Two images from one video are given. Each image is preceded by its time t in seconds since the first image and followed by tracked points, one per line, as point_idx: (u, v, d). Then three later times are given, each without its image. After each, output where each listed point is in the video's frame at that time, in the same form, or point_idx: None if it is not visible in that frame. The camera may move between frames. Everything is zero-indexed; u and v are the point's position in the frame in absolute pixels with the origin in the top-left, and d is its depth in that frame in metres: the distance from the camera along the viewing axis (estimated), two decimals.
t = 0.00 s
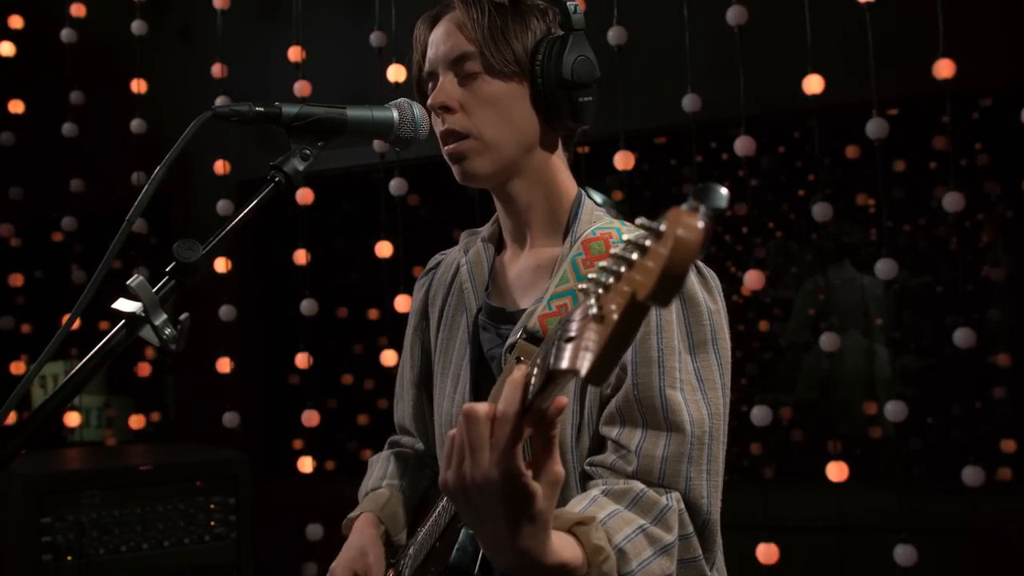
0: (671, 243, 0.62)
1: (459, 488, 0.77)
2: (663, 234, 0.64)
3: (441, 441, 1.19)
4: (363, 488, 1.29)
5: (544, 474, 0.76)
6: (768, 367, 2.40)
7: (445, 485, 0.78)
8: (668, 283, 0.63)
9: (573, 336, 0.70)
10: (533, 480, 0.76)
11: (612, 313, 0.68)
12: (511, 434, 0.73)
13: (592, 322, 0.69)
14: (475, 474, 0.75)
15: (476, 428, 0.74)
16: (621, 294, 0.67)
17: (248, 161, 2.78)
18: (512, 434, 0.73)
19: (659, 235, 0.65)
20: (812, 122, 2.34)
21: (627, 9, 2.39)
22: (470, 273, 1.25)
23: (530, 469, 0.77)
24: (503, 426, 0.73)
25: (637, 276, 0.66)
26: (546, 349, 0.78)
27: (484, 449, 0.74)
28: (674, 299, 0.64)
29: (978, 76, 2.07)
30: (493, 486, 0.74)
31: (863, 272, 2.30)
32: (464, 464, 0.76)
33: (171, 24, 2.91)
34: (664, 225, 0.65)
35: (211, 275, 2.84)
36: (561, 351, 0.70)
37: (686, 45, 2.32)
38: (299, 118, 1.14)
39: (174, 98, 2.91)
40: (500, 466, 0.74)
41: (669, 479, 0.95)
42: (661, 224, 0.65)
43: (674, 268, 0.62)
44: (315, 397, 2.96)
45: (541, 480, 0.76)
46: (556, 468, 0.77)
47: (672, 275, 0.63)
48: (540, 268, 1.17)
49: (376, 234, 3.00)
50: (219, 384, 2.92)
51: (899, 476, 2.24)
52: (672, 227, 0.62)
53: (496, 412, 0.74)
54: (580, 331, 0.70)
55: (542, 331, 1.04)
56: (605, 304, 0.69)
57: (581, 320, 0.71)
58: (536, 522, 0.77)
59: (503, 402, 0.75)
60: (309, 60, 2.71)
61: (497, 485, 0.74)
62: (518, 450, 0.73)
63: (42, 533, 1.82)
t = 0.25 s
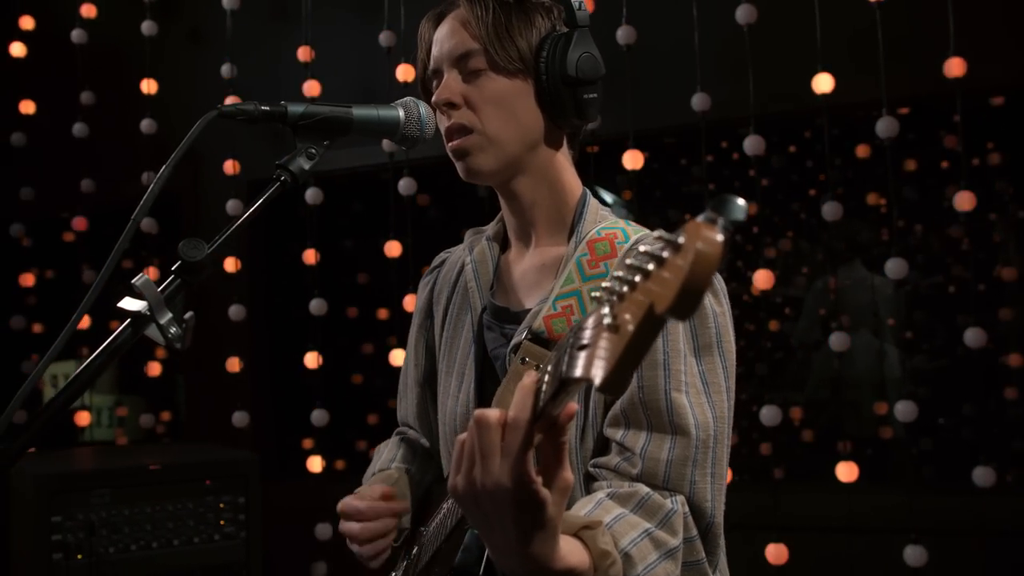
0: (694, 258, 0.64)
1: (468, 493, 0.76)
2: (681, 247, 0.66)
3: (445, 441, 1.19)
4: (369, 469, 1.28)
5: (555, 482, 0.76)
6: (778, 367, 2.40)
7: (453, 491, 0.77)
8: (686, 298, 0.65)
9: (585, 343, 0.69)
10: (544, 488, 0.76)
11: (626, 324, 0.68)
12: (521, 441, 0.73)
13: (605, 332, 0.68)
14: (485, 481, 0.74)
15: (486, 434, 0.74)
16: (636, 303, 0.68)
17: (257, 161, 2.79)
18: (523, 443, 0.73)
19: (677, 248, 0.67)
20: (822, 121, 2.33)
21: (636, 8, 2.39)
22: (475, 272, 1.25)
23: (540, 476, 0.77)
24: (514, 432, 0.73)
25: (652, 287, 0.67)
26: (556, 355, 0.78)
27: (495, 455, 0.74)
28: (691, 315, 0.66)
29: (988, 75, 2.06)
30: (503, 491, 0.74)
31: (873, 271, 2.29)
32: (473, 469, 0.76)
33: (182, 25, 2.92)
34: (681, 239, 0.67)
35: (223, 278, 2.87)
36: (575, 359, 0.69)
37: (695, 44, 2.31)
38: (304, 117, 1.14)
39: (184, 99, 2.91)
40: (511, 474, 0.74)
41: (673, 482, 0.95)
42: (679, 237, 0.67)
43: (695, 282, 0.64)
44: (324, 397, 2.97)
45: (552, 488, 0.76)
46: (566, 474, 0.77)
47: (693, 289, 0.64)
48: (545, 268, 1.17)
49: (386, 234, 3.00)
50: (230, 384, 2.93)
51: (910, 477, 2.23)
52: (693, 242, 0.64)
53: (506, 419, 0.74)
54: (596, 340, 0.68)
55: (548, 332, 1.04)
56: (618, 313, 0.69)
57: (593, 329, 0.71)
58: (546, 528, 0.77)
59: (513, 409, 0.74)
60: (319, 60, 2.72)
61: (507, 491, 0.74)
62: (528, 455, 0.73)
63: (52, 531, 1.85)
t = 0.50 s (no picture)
0: (720, 268, 0.63)
1: (481, 498, 0.76)
2: (704, 256, 0.65)
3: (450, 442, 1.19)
4: (366, 488, 1.29)
5: (570, 490, 0.76)
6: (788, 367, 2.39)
7: (464, 495, 0.77)
8: (711, 306, 0.63)
9: (601, 347, 0.70)
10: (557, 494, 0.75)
11: (646, 330, 0.68)
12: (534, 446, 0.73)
13: (622, 338, 0.69)
14: (499, 485, 0.74)
15: (500, 439, 0.74)
16: (654, 311, 0.68)
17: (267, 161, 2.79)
18: (538, 448, 0.73)
19: (700, 256, 0.66)
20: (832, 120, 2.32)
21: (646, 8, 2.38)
22: (481, 272, 1.25)
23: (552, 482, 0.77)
24: (529, 438, 0.73)
25: (673, 294, 0.67)
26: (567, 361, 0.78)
27: (509, 460, 0.73)
28: (715, 324, 0.65)
29: (999, 73, 2.05)
30: (517, 496, 0.74)
31: (883, 270, 2.28)
32: (486, 473, 0.75)
33: (192, 26, 2.93)
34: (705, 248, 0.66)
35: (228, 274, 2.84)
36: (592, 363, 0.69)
37: (704, 43, 2.31)
38: (310, 117, 1.14)
39: (194, 99, 2.92)
40: (526, 480, 0.73)
41: (682, 486, 0.95)
42: (703, 246, 0.66)
43: (720, 292, 0.63)
44: (333, 397, 2.97)
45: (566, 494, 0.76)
46: (579, 480, 0.76)
47: (719, 298, 0.63)
48: (552, 269, 1.16)
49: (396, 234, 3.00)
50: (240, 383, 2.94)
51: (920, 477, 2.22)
52: (718, 252, 0.63)
53: (520, 423, 0.73)
54: (613, 344, 0.69)
55: (555, 334, 1.04)
56: (637, 319, 0.69)
57: (611, 335, 0.70)
58: (559, 534, 0.76)
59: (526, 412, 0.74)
60: (328, 60, 2.72)
61: (521, 496, 0.74)
62: (542, 460, 0.73)
63: (63, 530, 1.86)
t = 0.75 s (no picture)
0: (717, 269, 0.61)
1: (481, 500, 0.76)
2: (704, 257, 0.64)
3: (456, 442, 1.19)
4: (380, 476, 1.29)
5: (570, 494, 0.75)
6: (798, 367, 2.38)
7: (464, 497, 0.77)
8: (710, 310, 0.62)
9: (602, 351, 0.69)
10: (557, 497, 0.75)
11: (645, 334, 0.66)
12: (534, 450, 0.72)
13: (622, 342, 0.68)
14: (499, 488, 0.74)
15: (500, 441, 0.73)
16: (655, 313, 0.67)
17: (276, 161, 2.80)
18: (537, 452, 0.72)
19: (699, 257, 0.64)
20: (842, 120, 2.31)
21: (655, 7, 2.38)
22: (487, 270, 1.25)
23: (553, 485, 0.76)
24: (527, 441, 0.72)
25: (674, 298, 0.65)
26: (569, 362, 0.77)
27: (509, 463, 0.73)
28: (716, 326, 0.63)
29: (1010, 72, 2.03)
30: (516, 499, 0.73)
31: (894, 270, 2.27)
32: (486, 476, 0.75)
33: (201, 25, 2.93)
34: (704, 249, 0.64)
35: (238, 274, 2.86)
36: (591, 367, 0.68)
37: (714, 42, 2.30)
38: (316, 114, 1.14)
39: (204, 99, 2.93)
40: (524, 483, 0.73)
41: (686, 488, 0.94)
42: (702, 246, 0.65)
43: (717, 295, 0.61)
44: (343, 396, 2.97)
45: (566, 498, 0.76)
46: (579, 483, 0.76)
47: (718, 301, 0.62)
48: (558, 268, 1.16)
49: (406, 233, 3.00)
50: (249, 382, 2.95)
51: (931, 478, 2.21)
52: (717, 253, 0.62)
53: (519, 425, 0.73)
54: (614, 348, 0.68)
55: (560, 334, 1.04)
56: (636, 323, 0.68)
57: (611, 337, 0.70)
58: (560, 538, 0.76)
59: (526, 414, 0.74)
60: (338, 59, 2.72)
61: (520, 499, 0.73)
62: (542, 464, 0.73)
63: (71, 529, 1.86)
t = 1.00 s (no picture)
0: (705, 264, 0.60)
1: (475, 499, 0.75)
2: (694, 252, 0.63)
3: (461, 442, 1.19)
4: (381, 485, 1.29)
5: (565, 492, 0.75)
6: (808, 368, 2.37)
7: (459, 495, 0.76)
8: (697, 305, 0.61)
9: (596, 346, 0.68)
10: (552, 497, 0.75)
11: (637, 330, 0.66)
12: (529, 448, 0.72)
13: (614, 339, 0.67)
14: (493, 486, 0.73)
15: (496, 439, 0.73)
16: (648, 309, 0.66)
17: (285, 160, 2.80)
18: (533, 450, 0.72)
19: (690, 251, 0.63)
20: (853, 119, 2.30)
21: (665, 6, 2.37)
22: (495, 270, 1.24)
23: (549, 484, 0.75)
24: (523, 439, 0.72)
25: (664, 293, 0.65)
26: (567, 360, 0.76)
27: (503, 462, 0.73)
28: (699, 323, 0.63)
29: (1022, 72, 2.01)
30: (511, 497, 0.73)
31: (905, 271, 2.25)
32: (480, 475, 0.75)
33: (211, 25, 2.94)
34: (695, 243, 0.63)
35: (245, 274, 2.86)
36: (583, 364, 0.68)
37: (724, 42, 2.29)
38: (321, 113, 1.14)
39: (214, 99, 2.93)
40: (518, 482, 0.72)
41: (689, 491, 0.93)
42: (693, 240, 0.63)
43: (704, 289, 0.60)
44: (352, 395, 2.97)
45: (561, 498, 0.75)
46: (574, 483, 0.75)
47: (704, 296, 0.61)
48: (565, 267, 1.15)
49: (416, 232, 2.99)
50: (259, 381, 2.95)
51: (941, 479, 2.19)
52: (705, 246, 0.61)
53: (515, 424, 0.72)
54: (605, 345, 0.67)
55: (566, 334, 1.03)
56: (629, 319, 0.68)
57: (604, 334, 0.69)
58: (555, 538, 0.75)
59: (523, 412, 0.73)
60: (348, 59, 2.72)
61: (514, 497, 0.73)
62: (536, 463, 0.72)
63: (81, 527, 1.87)
